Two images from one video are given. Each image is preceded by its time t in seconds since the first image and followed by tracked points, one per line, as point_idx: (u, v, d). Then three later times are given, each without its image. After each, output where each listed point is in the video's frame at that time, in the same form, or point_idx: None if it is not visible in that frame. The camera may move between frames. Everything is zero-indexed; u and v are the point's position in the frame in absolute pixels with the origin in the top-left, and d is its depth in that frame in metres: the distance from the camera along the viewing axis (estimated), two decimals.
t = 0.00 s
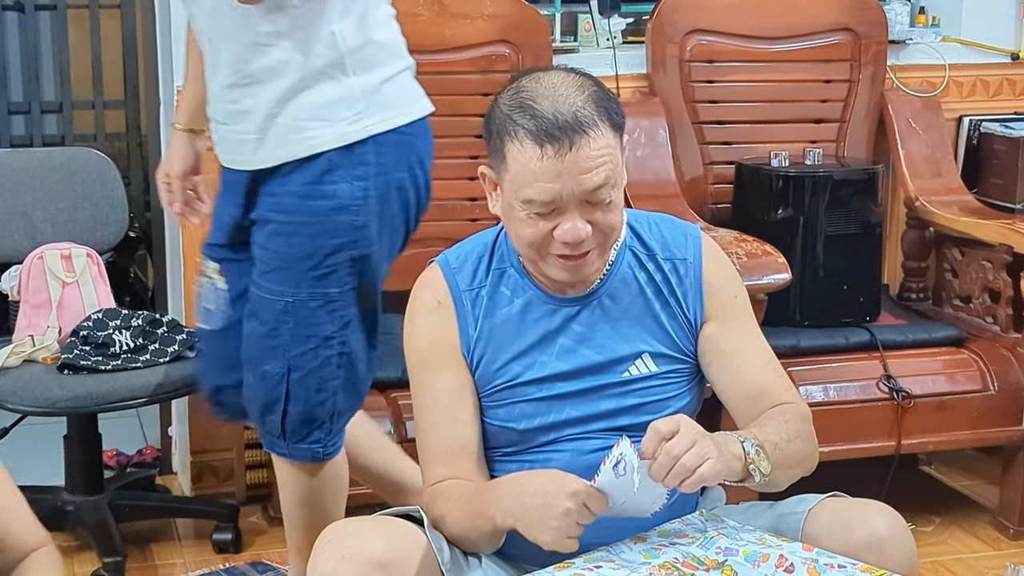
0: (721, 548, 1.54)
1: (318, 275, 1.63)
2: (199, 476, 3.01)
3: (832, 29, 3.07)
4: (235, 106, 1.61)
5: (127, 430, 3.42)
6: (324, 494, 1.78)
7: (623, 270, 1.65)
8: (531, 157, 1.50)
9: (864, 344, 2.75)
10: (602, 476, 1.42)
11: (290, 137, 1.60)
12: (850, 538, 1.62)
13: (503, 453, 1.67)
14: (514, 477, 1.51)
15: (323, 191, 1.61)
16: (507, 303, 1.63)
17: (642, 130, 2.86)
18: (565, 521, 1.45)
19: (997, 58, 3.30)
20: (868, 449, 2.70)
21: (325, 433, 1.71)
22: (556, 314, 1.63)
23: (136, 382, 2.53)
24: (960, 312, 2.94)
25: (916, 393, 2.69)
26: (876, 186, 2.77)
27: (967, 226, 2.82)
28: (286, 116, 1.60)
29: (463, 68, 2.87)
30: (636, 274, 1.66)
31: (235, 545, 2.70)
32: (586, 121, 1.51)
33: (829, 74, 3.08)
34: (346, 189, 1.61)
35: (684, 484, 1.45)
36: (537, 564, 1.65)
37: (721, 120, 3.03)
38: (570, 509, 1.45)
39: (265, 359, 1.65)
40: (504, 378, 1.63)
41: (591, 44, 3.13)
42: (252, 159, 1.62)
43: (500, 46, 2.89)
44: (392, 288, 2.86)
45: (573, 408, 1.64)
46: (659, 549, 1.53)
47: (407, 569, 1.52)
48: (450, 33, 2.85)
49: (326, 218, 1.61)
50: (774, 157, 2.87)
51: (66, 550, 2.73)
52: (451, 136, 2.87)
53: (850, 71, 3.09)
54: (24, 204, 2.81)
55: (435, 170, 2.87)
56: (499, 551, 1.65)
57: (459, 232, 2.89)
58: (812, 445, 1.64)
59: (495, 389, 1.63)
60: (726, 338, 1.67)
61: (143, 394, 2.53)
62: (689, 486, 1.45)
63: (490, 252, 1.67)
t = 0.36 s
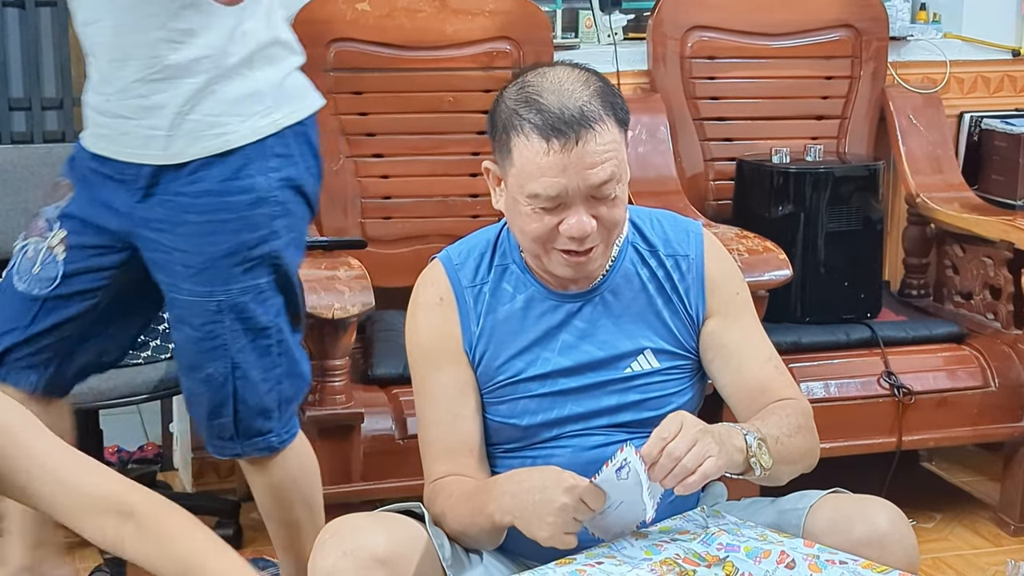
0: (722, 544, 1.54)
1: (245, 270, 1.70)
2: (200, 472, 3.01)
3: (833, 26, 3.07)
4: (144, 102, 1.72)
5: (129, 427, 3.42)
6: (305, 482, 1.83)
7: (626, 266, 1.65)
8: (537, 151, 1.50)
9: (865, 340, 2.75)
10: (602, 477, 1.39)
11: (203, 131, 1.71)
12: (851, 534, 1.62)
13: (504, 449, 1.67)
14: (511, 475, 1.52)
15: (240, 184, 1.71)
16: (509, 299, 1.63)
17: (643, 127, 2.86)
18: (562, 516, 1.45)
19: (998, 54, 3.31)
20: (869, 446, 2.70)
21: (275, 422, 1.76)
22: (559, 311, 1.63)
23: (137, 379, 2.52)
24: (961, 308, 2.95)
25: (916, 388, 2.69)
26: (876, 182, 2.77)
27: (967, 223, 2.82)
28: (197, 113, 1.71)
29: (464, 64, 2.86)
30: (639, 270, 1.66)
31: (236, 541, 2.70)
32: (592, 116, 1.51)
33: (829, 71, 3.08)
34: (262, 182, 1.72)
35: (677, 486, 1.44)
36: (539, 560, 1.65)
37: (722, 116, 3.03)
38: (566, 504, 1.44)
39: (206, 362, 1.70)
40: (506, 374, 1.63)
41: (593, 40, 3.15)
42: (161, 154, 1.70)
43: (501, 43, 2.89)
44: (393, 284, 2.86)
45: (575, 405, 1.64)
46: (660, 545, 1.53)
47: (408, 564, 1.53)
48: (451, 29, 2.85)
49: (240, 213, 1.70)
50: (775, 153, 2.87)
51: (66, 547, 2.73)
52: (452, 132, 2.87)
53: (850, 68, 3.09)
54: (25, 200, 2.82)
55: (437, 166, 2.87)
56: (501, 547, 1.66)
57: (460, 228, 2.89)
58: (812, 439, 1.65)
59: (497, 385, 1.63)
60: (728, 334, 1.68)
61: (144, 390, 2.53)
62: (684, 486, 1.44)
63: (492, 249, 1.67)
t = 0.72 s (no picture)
0: (723, 544, 1.54)
1: (75, 276, 1.68)
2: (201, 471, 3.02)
3: (833, 25, 3.07)
4: None
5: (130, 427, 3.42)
6: (204, 499, 1.73)
7: (625, 266, 1.65)
8: (541, 151, 1.50)
9: (865, 340, 2.75)
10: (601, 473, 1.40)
11: None
12: (852, 534, 1.62)
13: (505, 449, 1.67)
14: (509, 475, 1.51)
15: None
16: (509, 299, 1.63)
17: (643, 127, 2.86)
18: (559, 514, 1.45)
19: (1000, 54, 3.29)
20: (870, 445, 2.70)
21: (119, 424, 1.68)
22: (559, 310, 1.63)
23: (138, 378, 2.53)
24: (961, 308, 2.95)
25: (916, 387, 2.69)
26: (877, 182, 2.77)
27: (968, 222, 2.82)
28: None
29: (465, 64, 2.87)
30: (638, 269, 1.66)
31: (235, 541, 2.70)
32: (595, 116, 1.51)
33: (830, 71, 3.08)
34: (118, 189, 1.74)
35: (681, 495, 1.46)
36: (539, 560, 1.65)
37: (722, 116, 3.03)
38: (563, 502, 1.45)
39: (38, 374, 1.66)
40: (506, 374, 1.63)
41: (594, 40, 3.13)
42: None
43: (501, 42, 2.89)
44: (394, 283, 2.86)
45: (575, 404, 1.64)
46: (660, 545, 1.53)
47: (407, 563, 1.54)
48: (451, 29, 2.86)
49: (71, 219, 1.70)
50: (776, 152, 2.87)
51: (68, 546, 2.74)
52: (452, 132, 2.87)
53: (850, 67, 3.09)
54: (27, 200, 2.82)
55: (438, 166, 2.86)
56: (502, 547, 1.66)
57: (461, 228, 2.89)
58: (812, 434, 1.65)
59: (498, 385, 1.63)
60: (728, 332, 1.68)
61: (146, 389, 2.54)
62: (685, 494, 1.46)
63: (492, 249, 1.67)
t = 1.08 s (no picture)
0: (722, 544, 1.55)
1: None
2: (200, 471, 3.02)
3: (832, 25, 3.07)
4: None
5: (129, 426, 3.42)
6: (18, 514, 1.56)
7: (623, 266, 1.65)
8: (543, 153, 1.50)
9: (864, 339, 2.75)
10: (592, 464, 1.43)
11: None
12: (851, 533, 1.62)
13: (504, 449, 1.67)
14: (506, 477, 1.51)
15: None
16: (508, 299, 1.64)
17: (642, 127, 2.87)
18: (560, 518, 1.46)
19: (999, 54, 3.29)
20: (869, 445, 2.70)
21: None
22: (557, 311, 1.64)
23: (137, 378, 2.53)
24: (961, 307, 2.95)
25: (915, 387, 2.69)
26: (876, 182, 2.77)
27: (967, 222, 2.82)
28: None
29: (464, 64, 2.87)
30: (637, 269, 1.66)
31: (235, 540, 2.71)
32: (597, 118, 1.51)
33: (829, 70, 3.08)
34: (19, 178, 1.79)
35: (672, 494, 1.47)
36: (539, 559, 1.65)
37: (722, 116, 3.03)
38: (564, 505, 1.45)
39: None
40: (506, 374, 1.63)
41: (593, 40, 3.13)
42: None
43: (501, 42, 2.89)
44: (393, 283, 2.86)
45: (574, 405, 1.64)
46: (659, 545, 1.53)
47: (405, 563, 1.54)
48: (451, 28, 2.86)
49: None
50: (776, 152, 2.87)
51: (68, 545, 2.74)
52: (452, 131, 2.87)
53: (850, 67, 3.09)
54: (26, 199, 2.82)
55: (438, 166, 2.86)
56: (501, 547, 1.66)
57: (460, 228, 2.89)
58: (811, 429, 1.64)
59: (497, 385, 1.64)
60: (726, 331, 1.68)
61: (146, 389, 2.54)
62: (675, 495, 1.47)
63: (491, 249, 1.67)
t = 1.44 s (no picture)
0: (721, 536, 1.55)
1: None
2: (200, 464, 3.02)
3: (832, 18, 3.06)
4: None
5: (129, 420, 3.42)
6: None
7: (623, 259, 1.65)
8: (547, 146, 1.50)
9: (864, 333, 2.75)
10: (596, 459, 1.45)
11: None
12: (851, 526, 1.62)
13: (505, 442, 1.67)
14: (506, 470, 1.51)
15: None
16: (508, 293, 1.64)
17: (642, 120, 2.86)
18: (559, 511, 1.46)
19: (999, 47, 3.29)
20: (869, 438, 2.70)
21: None
22: (558, 304, 1.64)
23: (137, 371, 2.53)
24: (961, 301, 2.95)
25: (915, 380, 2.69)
26: (876, 175, 2.76)
27: (967, 215, 2.82)
28: None
29: (464, 57, 2.86)
30: (637, 262, 1.66)
31: (235, 534, 2.71)
32: (601, 111, 1.51)
33: (829, 63, 3.07)
34: None
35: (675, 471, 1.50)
36: (539, 552, 1.65)
37: (722, 109, 3.02)
38: (563, 499, 1.46)
39: None
40: (506, 367, 1.63)
41: (593, 33, 3.11)
42: None
43: (501, 35, 2.89)
44: (394, 276, 2.86)
45: (574, 398, 1.64)
46: (659, 537, 1.54)
47: (405, 556, 1.55)
48: (451, 21, 2.85)
49: None
50: (775, 145, 2.87)
51: (68, 539, 2.74)
52: (452, 125, 2.87)
53: (850, 60, 3.08)
54: (26, 192, 2.81)
55: (438, 159, 2.86)
56: (501, 540, 1.66)
57: (460, 221, 2.89)
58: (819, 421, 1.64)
59: (497, 378, 1.64)
60: (727, 321, 1.68)
61: (145, 381, 2.53)
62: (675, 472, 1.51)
63: (491, 242, 1.67)
